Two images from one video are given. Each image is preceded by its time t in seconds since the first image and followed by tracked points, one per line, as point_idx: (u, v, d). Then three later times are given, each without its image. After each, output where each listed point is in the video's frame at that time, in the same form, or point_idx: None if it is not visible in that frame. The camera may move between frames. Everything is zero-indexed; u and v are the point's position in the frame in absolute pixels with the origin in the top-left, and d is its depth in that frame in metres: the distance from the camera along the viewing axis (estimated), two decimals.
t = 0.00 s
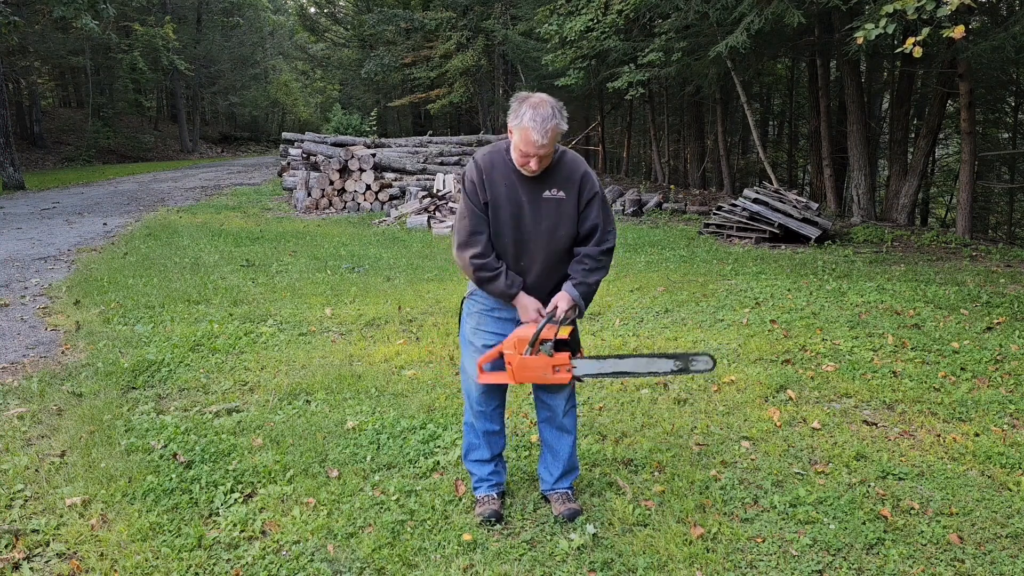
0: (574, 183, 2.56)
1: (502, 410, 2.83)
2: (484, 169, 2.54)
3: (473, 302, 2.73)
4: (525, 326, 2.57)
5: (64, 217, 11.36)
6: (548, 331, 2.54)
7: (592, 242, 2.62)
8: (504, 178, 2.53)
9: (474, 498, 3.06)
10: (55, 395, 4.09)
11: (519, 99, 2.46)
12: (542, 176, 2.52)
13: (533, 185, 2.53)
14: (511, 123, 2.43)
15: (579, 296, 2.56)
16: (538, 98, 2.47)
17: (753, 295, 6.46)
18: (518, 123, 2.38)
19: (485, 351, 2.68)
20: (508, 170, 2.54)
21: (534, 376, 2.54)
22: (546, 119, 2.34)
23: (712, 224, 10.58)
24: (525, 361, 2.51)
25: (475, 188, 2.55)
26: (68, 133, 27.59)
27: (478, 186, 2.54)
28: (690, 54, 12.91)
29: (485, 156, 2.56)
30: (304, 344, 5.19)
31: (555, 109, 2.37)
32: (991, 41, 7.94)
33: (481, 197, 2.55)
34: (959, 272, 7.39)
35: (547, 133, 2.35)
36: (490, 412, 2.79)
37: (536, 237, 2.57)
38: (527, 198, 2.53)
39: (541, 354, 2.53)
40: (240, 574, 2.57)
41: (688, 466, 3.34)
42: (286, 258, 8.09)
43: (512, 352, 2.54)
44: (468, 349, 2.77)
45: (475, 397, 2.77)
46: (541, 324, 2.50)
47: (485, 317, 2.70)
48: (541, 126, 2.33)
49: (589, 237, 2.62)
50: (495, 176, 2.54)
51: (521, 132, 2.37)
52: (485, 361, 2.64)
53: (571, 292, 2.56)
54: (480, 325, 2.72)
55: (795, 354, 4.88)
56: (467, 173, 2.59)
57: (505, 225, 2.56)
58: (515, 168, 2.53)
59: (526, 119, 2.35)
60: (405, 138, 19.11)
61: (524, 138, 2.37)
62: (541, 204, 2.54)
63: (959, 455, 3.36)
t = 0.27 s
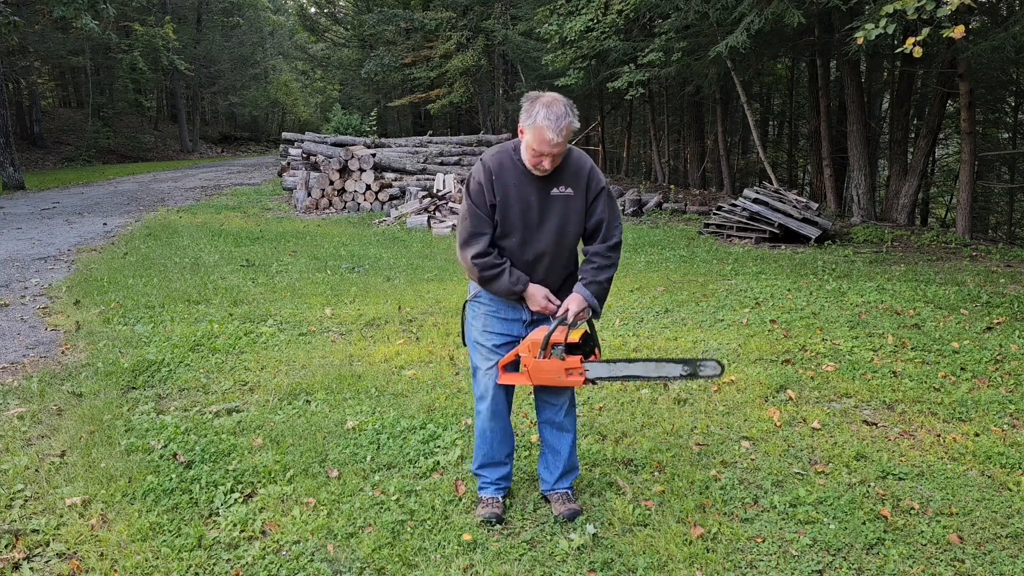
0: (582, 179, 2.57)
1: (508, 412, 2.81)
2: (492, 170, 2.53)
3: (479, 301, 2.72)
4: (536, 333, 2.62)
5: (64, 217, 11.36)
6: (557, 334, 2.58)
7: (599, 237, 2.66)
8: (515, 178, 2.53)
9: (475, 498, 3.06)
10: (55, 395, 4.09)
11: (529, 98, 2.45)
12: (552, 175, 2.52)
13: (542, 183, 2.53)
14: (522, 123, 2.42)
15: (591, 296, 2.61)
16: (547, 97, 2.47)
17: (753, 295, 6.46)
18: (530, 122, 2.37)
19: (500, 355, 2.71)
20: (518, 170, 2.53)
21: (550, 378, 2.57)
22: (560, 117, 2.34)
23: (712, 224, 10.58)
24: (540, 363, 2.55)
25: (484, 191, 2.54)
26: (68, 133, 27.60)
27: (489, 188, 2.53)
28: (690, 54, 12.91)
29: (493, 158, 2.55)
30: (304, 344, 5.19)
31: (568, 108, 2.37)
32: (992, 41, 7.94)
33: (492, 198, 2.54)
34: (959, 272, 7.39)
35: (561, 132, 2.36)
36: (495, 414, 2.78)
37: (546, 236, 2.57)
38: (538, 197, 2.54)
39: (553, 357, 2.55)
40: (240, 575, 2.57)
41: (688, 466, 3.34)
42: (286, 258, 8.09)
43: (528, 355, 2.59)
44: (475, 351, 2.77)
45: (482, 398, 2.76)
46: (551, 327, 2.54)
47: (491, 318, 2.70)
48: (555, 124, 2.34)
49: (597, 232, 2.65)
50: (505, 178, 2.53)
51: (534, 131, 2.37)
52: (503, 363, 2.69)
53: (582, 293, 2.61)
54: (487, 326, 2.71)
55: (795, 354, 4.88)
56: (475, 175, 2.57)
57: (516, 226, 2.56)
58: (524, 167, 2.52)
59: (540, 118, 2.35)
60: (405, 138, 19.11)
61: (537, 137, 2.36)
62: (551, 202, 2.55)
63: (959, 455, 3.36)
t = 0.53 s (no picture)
0: (584, 180, 2.58)
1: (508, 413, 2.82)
2: (496, 171, 2.52)
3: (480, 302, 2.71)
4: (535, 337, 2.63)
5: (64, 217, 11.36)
6: (555, 337, 2.59)
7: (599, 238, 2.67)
8: (519, 179, 2.52)
9: (475, 499, 3.06)
10: (55, 395, 4.09)
11: (532, 98, 2.45)
12: (555, 175, 2.52)
13: (545, 183, 2.52)
14: (526, 121, 2.41)
15: (585, 297, 2.60)
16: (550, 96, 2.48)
17: (754, 295, 6.46)
18: (535, 120, 2.37)
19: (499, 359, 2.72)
20: (521, 171, 2.52)
21: (552, 383, 2.62)
22: (565, 114, 2.35)
23: (712, 224, 10.57)
24: (541, 370, 2.58)
25: (488, 191, 2.52)
26: (68, 133, 27.60)
27: (493, 189, 2.51)
28: (691, 54, 12.91)
29: (496, 160, 2.53)
30: (304, 344, 5.19)
31: (572, 105, 2.39)
32: (991, 41, 7.94)
33: (496, 201, 2.52)
34: (960, 272, 7.39)
35: (566, 128, 2.36)
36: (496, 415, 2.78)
37: (550, 237, 2.57)
38: (541, 197, 2.53)
39: (554, 361, 2.59)
40: (240, 575, 2.57)
41: (688, 466, 3.34)
42: (286, 258, 8.08)
43: (528, 362, 2.61)
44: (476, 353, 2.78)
45: (484, 400, 2.76)
46: (548, 331, 2.55)
47: (491, 319, 2.69)
48: (561, 121, 2.34)
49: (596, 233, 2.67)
50: (509, 178, 2.52)
51: (539, 129, 2.36)
52: (506, 375, 2.70)
53: (577, 294, 2.60)
54: (488, 327, 2.71)
55: (795, 354, 4.88)
56: (478, 176, 2.55)
57: (520, 226, 2.55)
58: (528, 167, 2.51)
59: (546, 114, 2.35)
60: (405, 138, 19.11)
61: (543, 134, 2.36)
62: (554, 202, 2.55)
63: (960, 455, 3.36)
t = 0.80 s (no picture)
0: (585, 185, 2.58)
1: (505, 411, 2.82)
2: (496, 173, 2.52)
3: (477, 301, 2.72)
4: (537, 340, 2.60)
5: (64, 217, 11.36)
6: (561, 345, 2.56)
7: (599, 245, 2.69)
8: (519, 181, 2.52)
9: (475, 498, 3.06)
10: (55, 395, 4.09)
11: (536, 99, 2.45)
12: (556, 179, 2.51)
13: (546, 186, 2.52)
14: (530, 123, 2.41)
15: (591, 306, 2.64)
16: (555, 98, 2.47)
17: (754, 295, 6.45)
18: (538, 122, 2.36)
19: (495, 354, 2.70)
20: (522, 174, 2.52)
21: (547, 386, 2.58)
22: (568, 116, 2.33)
23: (712, 224, 10.57)
24: (538, 372, 2.56)
25: (487, 193, 2.52)
26: (68, 133, 27.60)
27: (492, 190, 2.52)
28: (690, 54, 12.91)
29: (497, 161, 2.52)
30: (304, 344, 5.19)
31: (576, 108, 2.37)
32: (991, 41, 7.94)
33: (495, 201, 2.53)
34: (959, 272, 7.39)
35: (569, 131, 2.34)
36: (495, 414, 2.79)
37: (548, 240, 2.58)
38: (541, 201, 2.53)
39: (553, 367, 2.56)
40: (240, 575, 2.57)
41: (688, 466, 3.34)
42: (286, 258, 8.08)
43: (525, 362, 2.59)
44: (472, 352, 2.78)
45: (480, 398, 2.76)
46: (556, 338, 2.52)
47: (488, 318, 2.70)
48: (563, 123, 2.32)
49: (596, 239, 2.69)
50: (509, 181, 2.52)
51: (541, 131, 2.36)
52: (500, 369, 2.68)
53: (582, 303, 2.63)
54: (483, 326, 2.71)
55: (795, 354, 4.88)
56: (478, 176, 2.55)
57: (518, 229, 2.56)
58: (530, 169, 2.51)
59: (548, 117, 2.33)
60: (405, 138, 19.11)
61: (545, 136, 2.35)
62: (553, 206, 2.54)
63: (960, 455, 3.36)
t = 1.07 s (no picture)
0: (586, 195, 2.58)
1: (504, 410, 2.83)
2: (496, 184, 2.51)
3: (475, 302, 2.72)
4: (532, 336, 2.58)
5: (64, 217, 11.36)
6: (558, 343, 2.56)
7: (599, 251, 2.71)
8: (519, 193, 2.51)
9: (475, 498, 3.06)
10: (55, 395, 4.09)
11: (537, 111, 2.45)
12: (558, 191, 2.51)
13: (547, 199, 2.51)
14: (530, 136, 2.41)
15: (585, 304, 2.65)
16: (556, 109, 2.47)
17: (754, 295, 6.46)
18: (538, 135, 2.36)
19: (488, 349, 2.69)
20: (523, 185, 2.51)
21: (539, 382, 2.59)
22: (569, 130, 2.33)
23: (712, 224, 10.56)
24: (530, 368, 2.56)
25: (485, 202, 2.52)
26: (68, 133, 27.61)
27: (490, 199, 2.51)
28: (690, 53, 12.91)
29: (497, 171, 2.52)
30: (304, 344, 5.19)
31: (576, 121, 2.37)
32: (991, 41, 7.94)
33: (493, 211, 2.53)
34: (959, 272, 7.39)
35: (569, 144, 2.34)
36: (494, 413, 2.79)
37: (547, 249, 2.58)
38: (540, 212, 2.52)
39: (547, 364, 2.56)
40: (240, 574, 2.57)
41: (688, 466, 3.34)
42: (286, 258, 8.08)
43: (517, 357, 2.58)
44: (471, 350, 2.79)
45: (479, 398, 2.76)
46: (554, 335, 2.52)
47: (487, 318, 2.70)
48: (564, 136, 2.32)
49: (597, 245, 2.70)
50: (508, 192, 2.51)
51: (542, 144, 2.35)
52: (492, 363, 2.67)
53: (578, 301, 2.64)
54: (483, 326, 2.72)
55: (795, 354, 4.89)
56: (477, 185, 2.55)
57: (517, 239, 2.56)
58: (530, 180, 2.50)
59: (549, 130, 2.33)
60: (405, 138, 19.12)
61: (546, 149, 2.35)
62: (553, 217, 2.54)
63: (960, 455, 3.36)
